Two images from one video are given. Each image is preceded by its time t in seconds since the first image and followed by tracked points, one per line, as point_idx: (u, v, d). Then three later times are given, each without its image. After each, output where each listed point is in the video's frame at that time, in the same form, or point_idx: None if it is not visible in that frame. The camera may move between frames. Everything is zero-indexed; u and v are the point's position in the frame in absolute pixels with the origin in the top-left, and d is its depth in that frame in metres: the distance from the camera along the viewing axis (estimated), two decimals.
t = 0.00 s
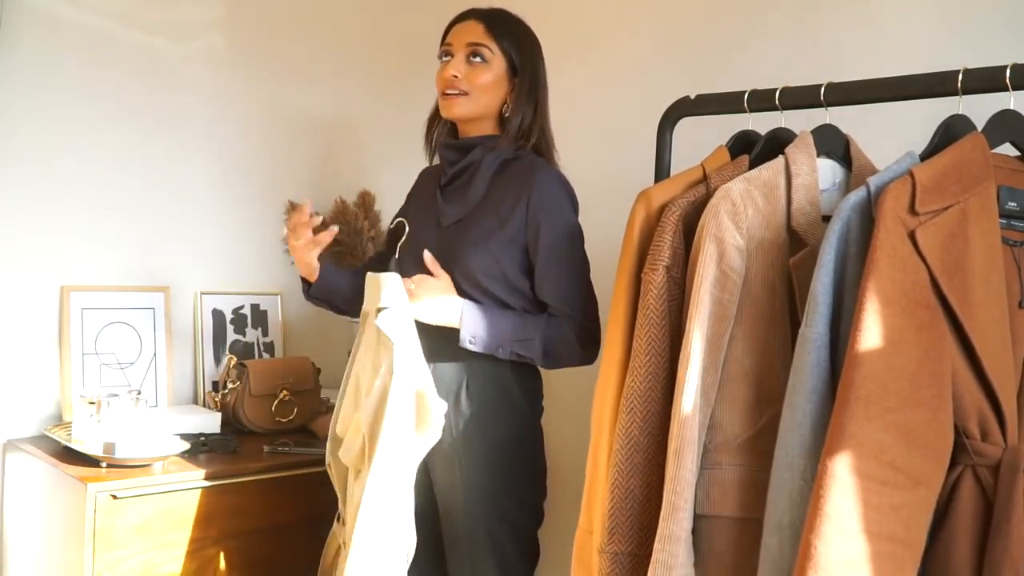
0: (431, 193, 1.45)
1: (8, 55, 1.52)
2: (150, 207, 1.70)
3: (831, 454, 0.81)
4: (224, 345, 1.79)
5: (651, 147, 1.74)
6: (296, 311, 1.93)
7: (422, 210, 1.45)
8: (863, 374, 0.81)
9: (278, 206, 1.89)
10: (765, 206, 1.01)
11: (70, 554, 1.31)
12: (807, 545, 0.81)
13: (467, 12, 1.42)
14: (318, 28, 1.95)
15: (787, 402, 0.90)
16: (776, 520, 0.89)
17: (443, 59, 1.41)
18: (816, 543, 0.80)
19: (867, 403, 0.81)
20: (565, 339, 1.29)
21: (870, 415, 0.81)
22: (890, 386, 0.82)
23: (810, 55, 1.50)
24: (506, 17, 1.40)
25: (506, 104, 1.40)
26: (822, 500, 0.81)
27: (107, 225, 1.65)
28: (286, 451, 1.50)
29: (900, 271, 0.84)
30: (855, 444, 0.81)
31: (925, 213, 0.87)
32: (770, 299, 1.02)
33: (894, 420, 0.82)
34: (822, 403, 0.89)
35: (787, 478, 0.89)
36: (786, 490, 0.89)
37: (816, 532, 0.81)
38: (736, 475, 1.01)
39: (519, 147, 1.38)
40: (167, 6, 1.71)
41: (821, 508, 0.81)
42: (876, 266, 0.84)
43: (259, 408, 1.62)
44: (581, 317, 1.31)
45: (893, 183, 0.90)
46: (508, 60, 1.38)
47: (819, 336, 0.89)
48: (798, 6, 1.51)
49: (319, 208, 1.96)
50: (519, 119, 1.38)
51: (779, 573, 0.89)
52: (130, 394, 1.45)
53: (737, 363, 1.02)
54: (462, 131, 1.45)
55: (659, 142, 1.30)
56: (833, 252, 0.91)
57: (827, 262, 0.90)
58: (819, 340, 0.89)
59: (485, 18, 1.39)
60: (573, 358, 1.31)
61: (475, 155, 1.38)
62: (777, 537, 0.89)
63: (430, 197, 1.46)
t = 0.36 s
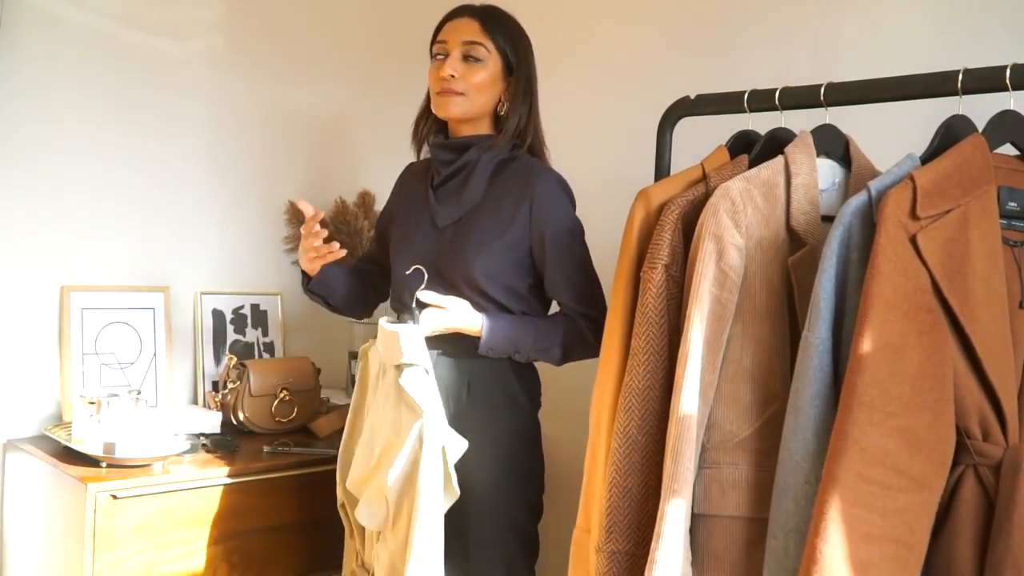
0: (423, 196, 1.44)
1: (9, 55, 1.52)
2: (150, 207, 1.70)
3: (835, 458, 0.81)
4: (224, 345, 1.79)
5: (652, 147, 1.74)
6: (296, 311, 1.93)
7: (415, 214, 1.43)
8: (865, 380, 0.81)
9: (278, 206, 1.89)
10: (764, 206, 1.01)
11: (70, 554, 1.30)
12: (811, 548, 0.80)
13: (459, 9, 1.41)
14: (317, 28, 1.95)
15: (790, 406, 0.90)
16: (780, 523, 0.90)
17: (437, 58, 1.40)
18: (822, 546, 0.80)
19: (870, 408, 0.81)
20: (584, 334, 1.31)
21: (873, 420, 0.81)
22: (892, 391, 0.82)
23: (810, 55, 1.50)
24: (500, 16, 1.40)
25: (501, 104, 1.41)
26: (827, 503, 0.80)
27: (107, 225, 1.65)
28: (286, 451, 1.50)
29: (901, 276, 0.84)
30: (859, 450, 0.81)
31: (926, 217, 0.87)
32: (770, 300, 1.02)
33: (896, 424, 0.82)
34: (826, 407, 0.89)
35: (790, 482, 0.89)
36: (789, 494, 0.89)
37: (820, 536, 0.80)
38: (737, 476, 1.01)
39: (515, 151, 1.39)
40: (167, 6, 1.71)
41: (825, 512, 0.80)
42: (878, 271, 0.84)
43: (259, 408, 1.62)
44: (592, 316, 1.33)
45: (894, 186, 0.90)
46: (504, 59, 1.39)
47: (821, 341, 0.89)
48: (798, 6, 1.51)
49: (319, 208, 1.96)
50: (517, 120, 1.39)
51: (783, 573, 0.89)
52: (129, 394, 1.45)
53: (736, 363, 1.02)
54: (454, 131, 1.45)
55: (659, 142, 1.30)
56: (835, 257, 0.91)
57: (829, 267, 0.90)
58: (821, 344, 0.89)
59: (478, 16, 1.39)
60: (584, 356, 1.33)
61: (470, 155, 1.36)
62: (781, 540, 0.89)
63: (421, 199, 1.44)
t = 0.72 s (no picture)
0: (415, 197, 1.42)
1: (9, 55, 1.52)
2: (150, 207, 1.70)
3: (835, 458, 0.81)
4: (224, 345, 1.79)
5: (652, 147, 1.74)
6: (296, 311, 1.93)
7: (407, 215, 1.41)
8: (864, 380, 0.81)
9: (278, 206, 1.89)
10: (766, 208, 1.01)
11: (70, 555, 1.30)
12: (810, 548, 0.80)
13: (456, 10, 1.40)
14: (317, 28, 1.95)
15: (789, 406, 0.90)
16: (778, 523, 0.90)
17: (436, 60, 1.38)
18: (820, 546, 0.80)
19: (869, 408, 0.81)
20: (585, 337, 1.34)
21: (872, 420, 0.81)
22: (891, 391, 0.82)
23: (810, 55, 1.50)
24: (498, 18, 1.40)
25: (501, 108, 1.42)
26: (825, 503, 0.80)
27: (107, 225, 1.65)
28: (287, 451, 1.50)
29: (901, 276, 0.84)
30: (858, 449, 0.81)
31: (926, 217, 0.87)
32: (771, 301, 1.02)
33: (896, 425, 0.82)
34: (825, 407, 0.89)
35: (789, 482, 0.89)
36: (788, 494, 0.89)
37: (818, 535, 0.80)
38: (739, 478, 1.01)
39: (515, 154, 1.40)
40: (167, 6, 1.71)
41: (823, 511, 0.80)
42: (877, 271, 0.84)
43: (259, 409, 1.62)
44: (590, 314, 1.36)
45: (894, 186, 0.90)
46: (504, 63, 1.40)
47: (821, 342, 0.89)
48: (798, 6, 1.51)
49: (319, 208, 1.96)
50: (518, 125, 1.41)
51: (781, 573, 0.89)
52: (130, 394, 1.45)
53: (738, 365, 1.02)
54: (448, 133, 1.44)
55: (659, 142, 1.30)
56: (835, 258, 0.91)
57: (828, 267, 0.90)
58: (821, 344, 0.89)
59: (476, 17, 1.39)
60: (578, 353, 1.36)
61: (474, 156, 1.36)
62: (779, 540, 0.89)
63: (413, 199, 1.42)
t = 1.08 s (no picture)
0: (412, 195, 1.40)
1: (9, 55, 1.53)
2: (150, 207, 1.70)
3: (831, 455, 0.81)
4: (224, 345, 1.79)
5: (652, 147, 1.74)
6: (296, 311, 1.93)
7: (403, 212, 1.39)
8: (860, 375, 0.81)
9: (278, 206, 1.89)
10: (766, 208, 1.01)
11: (70, 554, 1.30)
12: (805, 545, 0.81)
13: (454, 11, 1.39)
14: (318, 28, 1.95)
15: (786, 403, 0.90)
16: (774, 520, 0.89)
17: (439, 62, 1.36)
18: (815, 543, 0.80)
19: (866, 404, 0.81)
20: (582, 327, 1.37)
21: (868, 416, 0.81)
22: (888, 387, 0.82)
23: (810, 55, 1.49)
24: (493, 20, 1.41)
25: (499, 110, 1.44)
26: (820, 500, 0.81)
27: (107, 225, 1.65)
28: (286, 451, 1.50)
29: (899, 272, 0.84)
30: (854, 445, 0.81)
31: (925, 214, 0.87)
32: (771, 301, 1.02)
33: (892, 421, 0.82)
34: (822, 404, 0.89)
35: (785, 480, 0.89)
36: (784, 491, 0.89)
37: (814, 533, 0.80)
38: (739, 477, 1.01)
39: (511, 154, 1.42)
40: (167, 6, 1.71)
41: (818, 509, 0.80)
42: (875, 267, 0.84)
43: (259, 409, 1.62)
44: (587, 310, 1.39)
45: (893, 184, 0.90)
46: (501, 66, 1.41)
47: (818, 337, 0.89)
48: (798, 5, 1.51)
49: (319, 208, 1.96)
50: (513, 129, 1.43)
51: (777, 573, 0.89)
52: (129, 394, 1.46)
53: (739, 366, 1.02)
54: (444, 133, 1.43)
55: (659, 142, 1.30)
56: (832, 253, 0.91)
57: (826, 263, 0.90)
58: (818, 340, 0.89)
59: (474, 19, 1.39)
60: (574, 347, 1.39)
61: (476, 156, 1.36)
62: (774, 538, 0.89)
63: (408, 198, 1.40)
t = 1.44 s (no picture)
0: (412, 192, 1.39)
1: (9, 55, 1.53)
2: (150, 207, 1.70)
3: (828, 453, 0.81)
4: (224, 345, 1.79)
5: (651, 147, 1.74)
6: (296, 312, 1.93)
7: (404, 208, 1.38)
8: (859, 370, 0.81)
9: (279, 206, 1.89)
10: (766, 207, 1.01)
11: (70, 554, 1.30)
12: (802, 542, 0.81)
13: (456, 12, 1.39)
14: (318, 28, 1.95)
15: (785, 400, 0.90)
16: (772, 518, 0.89)
17: (444, 63, 1.36)
18: (812, 540, 0.80)
19: (865, 401, 0.81)
20: (580, 326, 1.37)
21: (867, 413, 0.81)
22: (887, 383, 0.82)
23: (810, 55, 1.49)
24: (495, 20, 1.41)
25: (501, 111, 1.44)
26: (817, 497, 0.81)
27: (107, 225, 1.65)
28: (286, 451, 1.50)
29: (898, 268, 0.84)
30: (851, 442, 0.81)
31: (924, 211, 0.87)
32: (770, 300, 1.02)
33: (891, 417, 0.82)
34: (820, 402, 0.89)
35: (784, 477, 0.89)
36: (783, 489, 0.89)
37: (811, 530, 0.80)
38: (737, 476, 1.01)
39: (512, 154, 1.42)
40: (167, 6, 1.71)
41: (816, 506, 0.80)
42: (875, 264, 0.83)
43: (259, 409, 1.62)
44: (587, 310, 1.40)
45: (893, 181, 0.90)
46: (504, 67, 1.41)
47: (817, 333, 0.89)
48: (797, 5, 1.51)
49: (319, 208, 1.96)
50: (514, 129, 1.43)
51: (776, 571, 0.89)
52: (129, 394, 1.46)
53: (738, 364, 1.02)
54: (446, 133, 1.42)
55: (659, 142, 1.30)
56: (831, 250, 0.90)
57: (825, 260, 0.90)
58: (817, 337, 0.89)
59: (477, 20, 1.39)
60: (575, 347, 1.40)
61: (479, 155, 1.36)
62: (772, 536, 0.89)
63: (409, 197, 1.39)
